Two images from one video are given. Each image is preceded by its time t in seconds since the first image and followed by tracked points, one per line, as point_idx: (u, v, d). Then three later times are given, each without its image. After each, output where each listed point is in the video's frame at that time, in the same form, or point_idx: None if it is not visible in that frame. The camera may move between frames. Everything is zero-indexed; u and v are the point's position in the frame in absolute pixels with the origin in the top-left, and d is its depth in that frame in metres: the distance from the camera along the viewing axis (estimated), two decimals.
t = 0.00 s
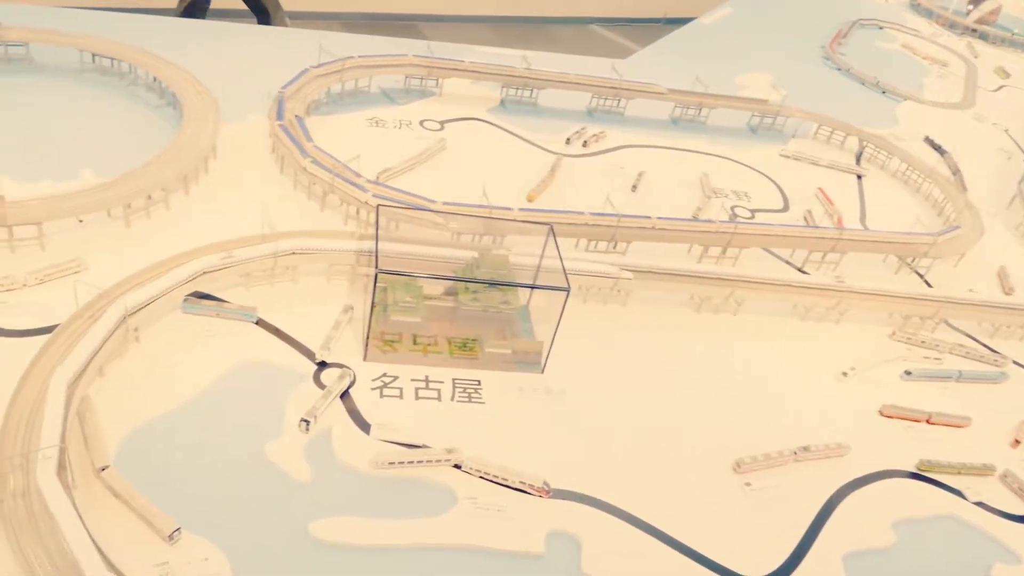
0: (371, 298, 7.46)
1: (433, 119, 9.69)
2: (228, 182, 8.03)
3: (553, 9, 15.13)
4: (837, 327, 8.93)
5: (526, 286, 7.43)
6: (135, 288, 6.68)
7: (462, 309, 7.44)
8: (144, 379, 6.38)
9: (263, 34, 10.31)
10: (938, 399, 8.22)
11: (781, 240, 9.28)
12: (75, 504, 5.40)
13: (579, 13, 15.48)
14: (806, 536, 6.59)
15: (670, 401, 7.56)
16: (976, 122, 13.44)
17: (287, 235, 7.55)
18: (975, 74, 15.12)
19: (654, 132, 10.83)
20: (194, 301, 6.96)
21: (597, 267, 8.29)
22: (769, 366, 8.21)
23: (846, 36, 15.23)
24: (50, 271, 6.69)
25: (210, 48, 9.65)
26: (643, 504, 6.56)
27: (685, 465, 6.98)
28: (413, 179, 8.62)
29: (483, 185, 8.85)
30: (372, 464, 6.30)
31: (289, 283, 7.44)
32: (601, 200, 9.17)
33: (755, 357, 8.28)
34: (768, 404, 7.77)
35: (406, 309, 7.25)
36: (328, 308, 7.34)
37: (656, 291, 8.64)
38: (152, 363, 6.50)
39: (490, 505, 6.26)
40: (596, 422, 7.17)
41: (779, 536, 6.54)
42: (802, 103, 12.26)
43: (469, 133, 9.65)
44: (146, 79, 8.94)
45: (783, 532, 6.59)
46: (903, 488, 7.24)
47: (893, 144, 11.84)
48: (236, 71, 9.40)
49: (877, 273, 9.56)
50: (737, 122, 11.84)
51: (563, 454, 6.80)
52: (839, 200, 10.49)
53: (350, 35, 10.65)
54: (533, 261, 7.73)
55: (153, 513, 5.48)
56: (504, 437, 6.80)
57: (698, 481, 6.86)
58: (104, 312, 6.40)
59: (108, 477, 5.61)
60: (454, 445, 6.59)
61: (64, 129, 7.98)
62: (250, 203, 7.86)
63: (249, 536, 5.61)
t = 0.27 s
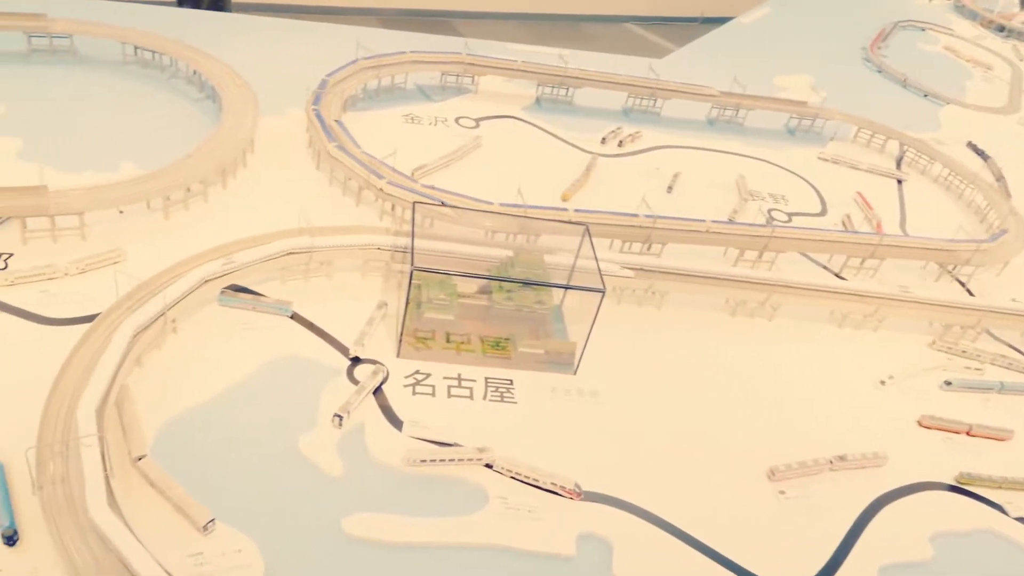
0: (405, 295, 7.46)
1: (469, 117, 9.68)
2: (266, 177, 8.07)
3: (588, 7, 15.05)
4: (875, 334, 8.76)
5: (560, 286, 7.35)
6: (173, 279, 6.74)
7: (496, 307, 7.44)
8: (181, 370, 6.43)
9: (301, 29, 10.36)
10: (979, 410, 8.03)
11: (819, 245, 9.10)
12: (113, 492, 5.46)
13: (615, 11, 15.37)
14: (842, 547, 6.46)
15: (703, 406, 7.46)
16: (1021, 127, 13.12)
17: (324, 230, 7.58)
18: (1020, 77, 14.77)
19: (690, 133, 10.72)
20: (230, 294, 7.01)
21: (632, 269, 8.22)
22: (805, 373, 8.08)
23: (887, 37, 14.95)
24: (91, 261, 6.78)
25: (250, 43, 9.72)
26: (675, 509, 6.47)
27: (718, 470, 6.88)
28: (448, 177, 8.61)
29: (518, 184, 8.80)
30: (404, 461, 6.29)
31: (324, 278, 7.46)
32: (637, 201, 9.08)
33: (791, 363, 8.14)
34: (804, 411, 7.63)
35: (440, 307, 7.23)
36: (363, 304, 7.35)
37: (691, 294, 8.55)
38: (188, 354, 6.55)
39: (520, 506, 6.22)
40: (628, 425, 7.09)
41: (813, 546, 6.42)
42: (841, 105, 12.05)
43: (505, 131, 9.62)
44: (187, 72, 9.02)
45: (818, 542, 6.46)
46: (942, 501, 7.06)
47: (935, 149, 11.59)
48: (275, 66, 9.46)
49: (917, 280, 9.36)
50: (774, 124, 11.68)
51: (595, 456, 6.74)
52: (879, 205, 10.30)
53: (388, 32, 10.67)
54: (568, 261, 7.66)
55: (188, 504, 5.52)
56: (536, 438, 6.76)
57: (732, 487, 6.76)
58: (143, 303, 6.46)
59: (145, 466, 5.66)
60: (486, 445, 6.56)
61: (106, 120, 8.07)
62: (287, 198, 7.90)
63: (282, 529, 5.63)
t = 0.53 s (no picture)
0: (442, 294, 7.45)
1: (508, 116, 9.65)
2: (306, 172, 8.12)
3: (628, 7, 14.93)
4: (917, 344, 8.58)
5: (597, 288, 7.26)
6: (215, 272, 6.80)
7: (533, 308, 7.38)
8: (220, 362, 6.49)
9: (343, 26, 10.40)
10: None
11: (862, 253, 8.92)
12: (154, 482, 5.52)
13: (655, 11, 15.22)
14: (881, 562, 6.32)
15: (740, 413, 7.36)
16: None
17: (363, 226, 7.60)
18: None
19: (730, 136, 10.59)
20: (270, 288, 7.06)
21: (670, 272, 8.14)
22: (844, 382, 7.93)
23: (934, 41, 14.63)
24: (136, 253, 6.88)
25: (293, 39, 9.79)
26: (710, 516, 6.38)
27: (754, 479, 6.77)
28: (487, 176, 8.60)
29: (557, 184, 8.75)
30: (439, 460, 6.29)
31: (362, 274, 7.48)
32: (676, 203, 8.99)
33: (830, 372, 8.00)
34: (843, 422, 7.49)
35: (477, 307, 7.21)
36: (400, 301, 7.36)
37: (729, 299, 8.45)
38: (228, 347, 6.61)
39: (554, 509, 6.18)
40: (664, 431, 7.02)
41: (851, 559, 6.29)
42: (885, 110, 11.82)
43: (544, 131, 9.58)
44: (230, 67, 9.10)
45: (857, 555, 6.33)
46: (986, 518, 6.88)
47: (982, 156, 11.32)
48: (316, 62, 9.51)
49: (961, 291, 9.15)
50: (816, 127, 11.50)
51: (630, 461, 6.68)
52: (923, 212, 10.07)
53: (428, 29, 10.68)
54: (606, 263, 7.60)
55: (226, 495, 5.57)
56: (571, 441, 6.71)
57: (768, 497, 6.65)
58: (185, 295, 6.53)
59: (185, 457, 5.71)
60: (521, 446, 6.53)
61: (151, 113, 8.17)
62: (327, 194, 7.94)
63: (318, 524, 5.66)
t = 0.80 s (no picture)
0: (482, 294, 7.44)
1: (549, 117, 9.62)
2: (349, 170, 8.16)
3: (671, 8, 14.77)
4: (964, 358, 8.36)
5: (638, 293, 7.23)
6: (258, 267, 6.87)
7: (572, 310, 7.34)
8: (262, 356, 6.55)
9: (386, 24, 10.43)
10: None
11: (908, 262, 8.76)
12: (195, 473, 5.58)
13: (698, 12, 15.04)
14: None
15: (780, 423, 7.24)
16: None
17: (404, 225, 7.62)
18: None
19: (774, 141, 10.43)
20: (312, 285, 7.11)
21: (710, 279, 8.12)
22: (888, 395, 7.76)
23: (986, 46, 14.26)
24: (181, 246, 6.97)
25: (337, 37, 9.85)
26: (748, 527, 6.28)
27: (794, 491, 6.65)
28: (528, 177, 8.58)
29: (598, 187, 8.70)
30: (476, 461, 6.27)
31: (402, 273, 7.50)
32: (718, 209, 8.88)
33: (873, 384, 7.84)
34: (886, 435, 7.33)
35: (517, 308, 7.19)
36: (439, 300, 7.37)
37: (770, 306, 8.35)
38: (269, 341, 6.66)
39: (590, 513, 6.13)
40: (702, 438, 6.93)
41: None
42: (934, 116, 11.55)
43: (585, 132, 9.53)
44: (276, 64, 9.19)
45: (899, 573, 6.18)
46: None
47: None
48: (360, 60, 9.55)
49: (1011, 304, 8.89)
50: (862, 133, 11.28)
51: (667, 468, 6.61)
52: (973, 222, 9.81)
53: (472, 29, 10.68)
54: (646, 268, 7.53)
55: (266, 489, 5.62)
56: (608, 446, 6.65)
57: (808, 509, 6.52)
58: (229, 290, 6.60)
59: (226, 449, 5.77)
60: (558, 450, 6.49)
61: (199, 109, 8.28)
62: (369, 192, 7.97)
63: (355, 520, 5.69)
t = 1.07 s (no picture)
0: (515, 296, 7.41)
1: (585, 119, 9.59)
2: (385, 169, 8.20)
3: (708, 11, 14.64)
4: (1005, 372, 8.18)
5: (672, 298, 7.12)
6: (294, 264, 6.91)
7: (605, 314, 7.35)
8: (296, 352, 6.59)
9: (423, 24, 10.47)
10: None
11: (949, 273, 8.52)
12: (229, 467, 5.63)
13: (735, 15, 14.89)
14: None
15: (814, 433, 7.12)
16: None
17: (439, 225, 7.63)
18: None
19: (812, 146, 10.29)
20: (346, 283, 7.13)
21: (744, 286, 8.04)
22: (926, 407, 7.60)
23: None
24: (219, 242, 7.04)
25: (374, 36, 9.90)
26: (781, 538, 6.17)
27: (828, 503, 6.53)
28: (563, 179, 8.55)
29: (634, 191, 8.65)
30: (506, 463, 6.26)
31: (435, 273, 7.51)
32: (755, 214, 8.77)
33: (910, 396, 7.68)
34: (923, 449, 7.18)
35: (550, 311, 7.19)
36: (472, 301, 7.36)
37: (806, 315, 8.23)
38: (304, 338, 6.70)
39: (620, 519, 6.07)
40: (734, 447, 6.84)
41: None
42: (977, 124, 11.31)
43: (620, 135, 9.48)
44: (314, 62, 9.27)
45: None
46: None
47: None
48: (397, 59, 9.59)
49: None
50: (902, 140, 11.09)
51: (698, 476, 6.53)
52: (1017, 233, 9.58)
53: (509, 30, 10.68)
54: (681, 272, 7.45)
55: (298, 485, 5.64)
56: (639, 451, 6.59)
57: (842, 522, 6.39)
58: (266, 286, 6.65)
59: (259, 444, 5.81)
60: (588, 454, 6.44)
61: (238, 106, 8.36)
62: (404, 192, 7.99)
63: (385, 518, 5.69)
